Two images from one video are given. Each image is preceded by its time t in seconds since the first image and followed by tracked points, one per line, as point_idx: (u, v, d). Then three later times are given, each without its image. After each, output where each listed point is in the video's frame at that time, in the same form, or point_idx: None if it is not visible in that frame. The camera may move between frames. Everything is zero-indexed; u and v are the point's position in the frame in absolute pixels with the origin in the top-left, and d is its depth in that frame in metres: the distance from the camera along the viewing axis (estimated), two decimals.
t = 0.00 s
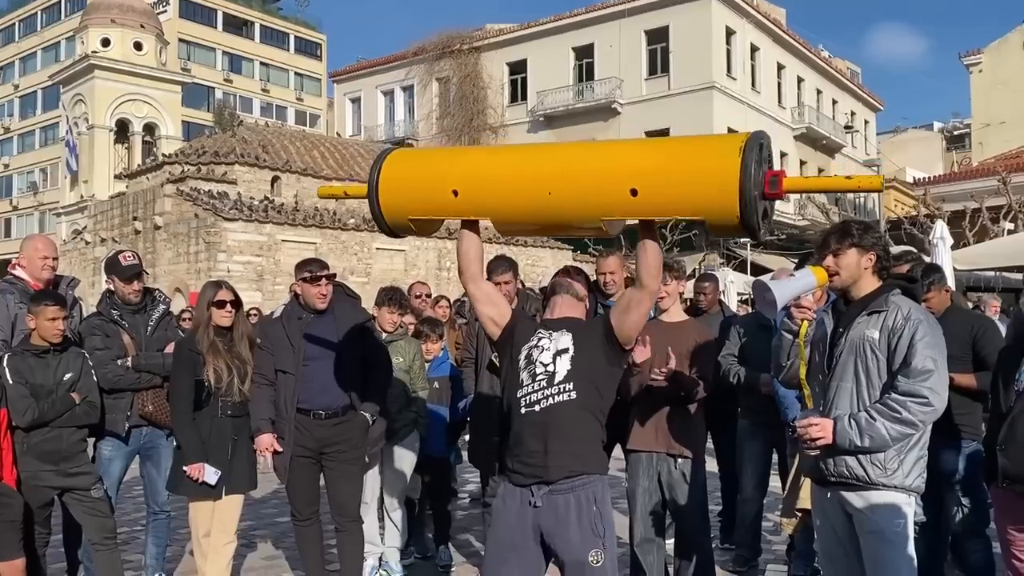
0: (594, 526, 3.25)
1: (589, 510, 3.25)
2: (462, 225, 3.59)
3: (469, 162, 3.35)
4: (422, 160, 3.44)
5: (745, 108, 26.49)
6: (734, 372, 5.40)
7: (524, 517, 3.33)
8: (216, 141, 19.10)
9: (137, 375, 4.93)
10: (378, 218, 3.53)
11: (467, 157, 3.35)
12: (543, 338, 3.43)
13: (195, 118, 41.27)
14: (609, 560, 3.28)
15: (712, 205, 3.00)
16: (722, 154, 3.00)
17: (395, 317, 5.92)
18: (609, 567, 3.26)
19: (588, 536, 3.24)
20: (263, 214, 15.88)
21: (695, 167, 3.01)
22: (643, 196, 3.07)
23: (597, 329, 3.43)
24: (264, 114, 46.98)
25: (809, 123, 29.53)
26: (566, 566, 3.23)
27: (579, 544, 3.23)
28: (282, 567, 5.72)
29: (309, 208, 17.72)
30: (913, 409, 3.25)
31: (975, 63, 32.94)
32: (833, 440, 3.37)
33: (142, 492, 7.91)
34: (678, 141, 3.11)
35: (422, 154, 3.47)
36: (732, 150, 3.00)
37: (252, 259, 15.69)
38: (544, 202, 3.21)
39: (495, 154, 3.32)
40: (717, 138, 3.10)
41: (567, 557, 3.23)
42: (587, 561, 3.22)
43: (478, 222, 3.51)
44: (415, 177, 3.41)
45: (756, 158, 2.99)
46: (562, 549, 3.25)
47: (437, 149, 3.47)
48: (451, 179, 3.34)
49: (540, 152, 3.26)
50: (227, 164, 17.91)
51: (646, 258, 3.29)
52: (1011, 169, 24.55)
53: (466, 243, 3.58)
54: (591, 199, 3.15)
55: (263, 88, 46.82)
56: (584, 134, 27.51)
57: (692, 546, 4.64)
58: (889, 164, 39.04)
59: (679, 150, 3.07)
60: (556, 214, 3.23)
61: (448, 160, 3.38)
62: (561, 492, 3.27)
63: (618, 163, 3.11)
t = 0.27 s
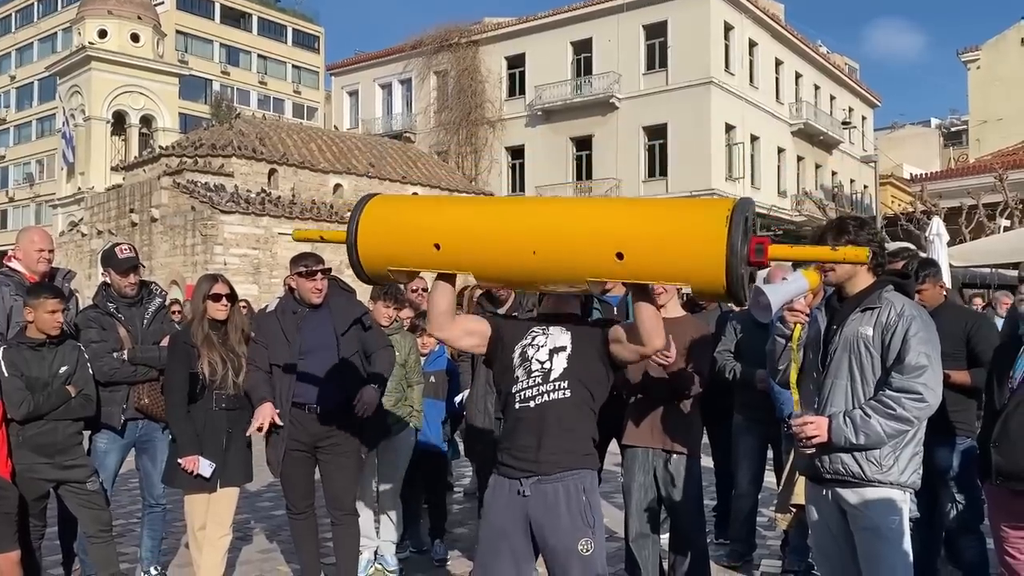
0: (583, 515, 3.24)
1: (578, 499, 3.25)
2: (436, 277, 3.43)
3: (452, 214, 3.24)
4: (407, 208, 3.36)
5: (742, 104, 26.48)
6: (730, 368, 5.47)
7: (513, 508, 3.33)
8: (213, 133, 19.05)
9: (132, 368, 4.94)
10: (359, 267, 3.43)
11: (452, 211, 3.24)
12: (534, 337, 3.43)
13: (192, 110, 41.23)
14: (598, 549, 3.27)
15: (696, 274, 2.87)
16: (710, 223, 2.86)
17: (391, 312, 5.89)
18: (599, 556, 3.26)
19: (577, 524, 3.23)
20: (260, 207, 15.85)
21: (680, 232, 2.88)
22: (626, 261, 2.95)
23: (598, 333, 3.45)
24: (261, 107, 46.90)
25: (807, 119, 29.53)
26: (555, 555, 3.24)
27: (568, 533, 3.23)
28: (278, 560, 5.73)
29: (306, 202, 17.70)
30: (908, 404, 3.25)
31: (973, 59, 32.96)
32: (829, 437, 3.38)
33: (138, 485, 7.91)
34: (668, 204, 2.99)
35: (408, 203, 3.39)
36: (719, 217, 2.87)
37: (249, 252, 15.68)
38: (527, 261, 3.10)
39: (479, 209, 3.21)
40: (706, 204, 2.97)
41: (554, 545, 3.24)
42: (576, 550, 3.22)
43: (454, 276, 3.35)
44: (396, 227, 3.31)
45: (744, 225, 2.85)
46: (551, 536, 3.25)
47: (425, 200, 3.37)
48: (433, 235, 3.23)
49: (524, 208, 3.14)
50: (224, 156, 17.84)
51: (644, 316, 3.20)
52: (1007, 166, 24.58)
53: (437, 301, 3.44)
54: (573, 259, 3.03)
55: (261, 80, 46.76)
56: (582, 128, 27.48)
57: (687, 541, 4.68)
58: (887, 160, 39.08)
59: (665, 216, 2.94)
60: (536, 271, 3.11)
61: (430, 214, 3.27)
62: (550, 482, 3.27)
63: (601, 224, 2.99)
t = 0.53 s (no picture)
0: (579, 508, 3.26)
1: (575, 491, 3.27)
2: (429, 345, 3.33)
3: (430, 276, 3.10)
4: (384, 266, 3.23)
5: (741, 99, 26.45)
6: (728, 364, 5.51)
7: (507, 502, 3.33)
8: (210, 126, 18.99)
9: (129, 360, 4.93)
10: (333, 329, 3.28)
11: (430, 271, 3.12)
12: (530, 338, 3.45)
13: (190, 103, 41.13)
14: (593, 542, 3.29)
15: (676, 349, 2.75)
16: (692, 299, 2.73)
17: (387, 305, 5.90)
18: (595, 549, 3.27)
19: (574, 518, 3.25)
20: (257, 200, 15.82)
21: (661, 304, 2.76)
22: (605, 331, 2.82)
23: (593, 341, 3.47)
24: (259, 100, 46.81)
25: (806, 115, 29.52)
26: (551, 549, 3.24)
27: (567, 525, 3.24)
28: (274, 553, 5.73)
29: (303, 195, 17.68)
30: (903, 401, 3.25)
31: (971, 56, 32.96)
32: (824, 434, 3.38)
33: (134, 478, 7.91)
34: (650, 276, 2.89)
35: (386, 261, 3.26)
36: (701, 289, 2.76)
37: (246, 245, 15.65)
38: (504, 329, 2.97)
39: (456, 274, 3.08)
40: (688, 277, 2.84)
41: (550, 540, 3.24)
42: (573, 544, 3.23)
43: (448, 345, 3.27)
44: (371, 286, 3.17)
45: (726, 302, 2.73)
46: (548, 530, 3.25)
47: (403, 259, 3.25)
48: (410, 296, 3.09)
49: (503, 273, 3.02)
50: (222, 149, 17.77)
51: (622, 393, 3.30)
52: (1005, 163, 24.59)
53: (437, 362, 3.37)
54: (552, 328, 2.89)
55: (259, 74, 46.64)
56: (580, 123, 27.44)
57: (683, 538, 4.67)
58: (885, 156, 39.09)
59: (645, 289, 2.81)
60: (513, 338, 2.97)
61: (406, 276, 3.13)
62: (547, 475, 3.27)
63: (581, 291, 2.87)
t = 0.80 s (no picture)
0: (564, 499, 3.28)
1: (559, 480, 3.29)
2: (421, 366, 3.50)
3: (412, 294, 3.05)
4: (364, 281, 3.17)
5: (741, 96, 26.42)
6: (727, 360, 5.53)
7: (491, 491, 3.33)
8: (209, 120, 18.95)
9: (127, 353, 4.93)
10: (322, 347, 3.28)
11: (411, 288, 3.07)
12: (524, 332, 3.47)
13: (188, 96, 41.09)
14: (578, 532, 3.30)
15: (661, 369, 2.72)
16: (675, 332, 2.68)
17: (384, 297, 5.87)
18: (579, 540, 3.29)
19: (559, 508, 3.26)
20: (256, 195, 15.81)
21: (644, 323, 2.72)
22: (591, 351, 2.79)
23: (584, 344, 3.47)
24: (258, 94, 46.79)
25: (805, 111, 29.50)
26: (534, 538, 3.24)
27: (549, 515, 3.25)
28: (272, 546, 5.74)
29: (302, 189, 17.68)
30: (899, 396, 3.26)
31: (971, 53, 32.96)
32: (820, 428, 3.39)
33: (132, 471, 7.91)
34: (633, 289, 2.84)
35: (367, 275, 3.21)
36: (685, 306, 2.72)
37: (245, 239, 15.63)
38: (491, 357, 2.97)
39: (434, 298, 3.00)
40: (669, 299, 2.77)
41: (532, 531, 3.25)
42: (557, 535, 3.24)
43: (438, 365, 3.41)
44: (353, 306, 3.12)
45: (709, 329, 2.68)
46: (531, 519, 3.25)
47: (384, 271, 3.19)
48: (392, 326, 3.05)
49: (487, 289, 2.97)
50: (221, 143, 17.73)
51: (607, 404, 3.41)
52: (1004, 160, 24.60)
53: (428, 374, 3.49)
54: (537, 348, 2.87)
55: (258, 68, 46.58)
56: (579, 118, 27.42)
57: (681, 534, 4.67)
58: (884, 153, 39.11)
59: (626, 318, 2.75)
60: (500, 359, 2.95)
61: (386, 302, 3.06)
62: (531, 465, 3.29)
63: (564, 311, 2.82)
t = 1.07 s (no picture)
0: (563, 495, 3.28)
1: (558, 476, 3.29)
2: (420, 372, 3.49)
3: (401, 297, 3.04)
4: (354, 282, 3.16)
5: (741, 92, 26.39)
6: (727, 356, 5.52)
7: (490, 487, 3.32)
8: (209, 115, 18.92)
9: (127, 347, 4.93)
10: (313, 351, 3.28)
11: (401, 290, 3.05)
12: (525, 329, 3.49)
13: (188, 92, 41.03)
14: (577, 529, 3.31)
15: (647, 380, 2.72)
16: (661, 355, 2.68)
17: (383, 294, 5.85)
18: (578, 536, 3.30)
19: (558, 505, 3.27)
20: (256, 190, 15.80)
21: (634, 331, 2.72)
22: (578, 370, 2.80)
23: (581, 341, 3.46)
24: (258, 89, 46.75)
25: (806, 108, 29.47)
26: (534, 535, 3.25)
27: (550, 512, 3.25)
28: (271, 541, 5.74)
29: (302, 185, 17.67)
30: (896, 393, 3.25)
31: (972, 51, 32.92)
32: (817, 426, 3.39)
33: (132, 466, 7.91)
34: (623, 299, 2.85)
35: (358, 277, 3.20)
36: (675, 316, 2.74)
37: (244, 235, 15.62)
38: (481, 370, 2.98)
39: (421, 312, 2.98)
40: (656, 317, 2.75)
41: (532, 528, 3.25)
42: (558, 532, 3.25)
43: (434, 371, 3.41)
44: (342, 307, 3.10)
45: (694, 350, 2.68)
46: (531, 516, 3.25)
47: (374, 273, 3.18)
48: (381, 338, 3.05)
49: (476, 294, 2.96)
50: (221, 139, 17.70)
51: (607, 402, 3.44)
52: (1004, 158, 24.60)
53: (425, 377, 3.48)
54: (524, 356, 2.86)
55: (258, 63, 46.51)
56: (580, 114, 27.39)
57: (679, 531, 4.66)
58: (884, 150, 39.09)
59: (612, 336, 2.74)
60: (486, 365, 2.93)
61: (373, 314, 3.04)
62: (529, 462, 3.29)
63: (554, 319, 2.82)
